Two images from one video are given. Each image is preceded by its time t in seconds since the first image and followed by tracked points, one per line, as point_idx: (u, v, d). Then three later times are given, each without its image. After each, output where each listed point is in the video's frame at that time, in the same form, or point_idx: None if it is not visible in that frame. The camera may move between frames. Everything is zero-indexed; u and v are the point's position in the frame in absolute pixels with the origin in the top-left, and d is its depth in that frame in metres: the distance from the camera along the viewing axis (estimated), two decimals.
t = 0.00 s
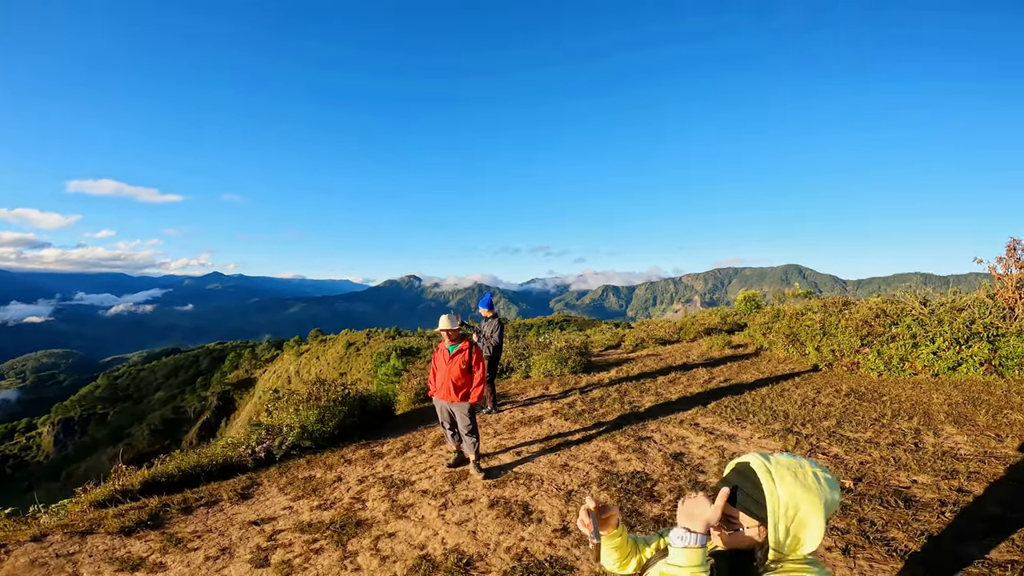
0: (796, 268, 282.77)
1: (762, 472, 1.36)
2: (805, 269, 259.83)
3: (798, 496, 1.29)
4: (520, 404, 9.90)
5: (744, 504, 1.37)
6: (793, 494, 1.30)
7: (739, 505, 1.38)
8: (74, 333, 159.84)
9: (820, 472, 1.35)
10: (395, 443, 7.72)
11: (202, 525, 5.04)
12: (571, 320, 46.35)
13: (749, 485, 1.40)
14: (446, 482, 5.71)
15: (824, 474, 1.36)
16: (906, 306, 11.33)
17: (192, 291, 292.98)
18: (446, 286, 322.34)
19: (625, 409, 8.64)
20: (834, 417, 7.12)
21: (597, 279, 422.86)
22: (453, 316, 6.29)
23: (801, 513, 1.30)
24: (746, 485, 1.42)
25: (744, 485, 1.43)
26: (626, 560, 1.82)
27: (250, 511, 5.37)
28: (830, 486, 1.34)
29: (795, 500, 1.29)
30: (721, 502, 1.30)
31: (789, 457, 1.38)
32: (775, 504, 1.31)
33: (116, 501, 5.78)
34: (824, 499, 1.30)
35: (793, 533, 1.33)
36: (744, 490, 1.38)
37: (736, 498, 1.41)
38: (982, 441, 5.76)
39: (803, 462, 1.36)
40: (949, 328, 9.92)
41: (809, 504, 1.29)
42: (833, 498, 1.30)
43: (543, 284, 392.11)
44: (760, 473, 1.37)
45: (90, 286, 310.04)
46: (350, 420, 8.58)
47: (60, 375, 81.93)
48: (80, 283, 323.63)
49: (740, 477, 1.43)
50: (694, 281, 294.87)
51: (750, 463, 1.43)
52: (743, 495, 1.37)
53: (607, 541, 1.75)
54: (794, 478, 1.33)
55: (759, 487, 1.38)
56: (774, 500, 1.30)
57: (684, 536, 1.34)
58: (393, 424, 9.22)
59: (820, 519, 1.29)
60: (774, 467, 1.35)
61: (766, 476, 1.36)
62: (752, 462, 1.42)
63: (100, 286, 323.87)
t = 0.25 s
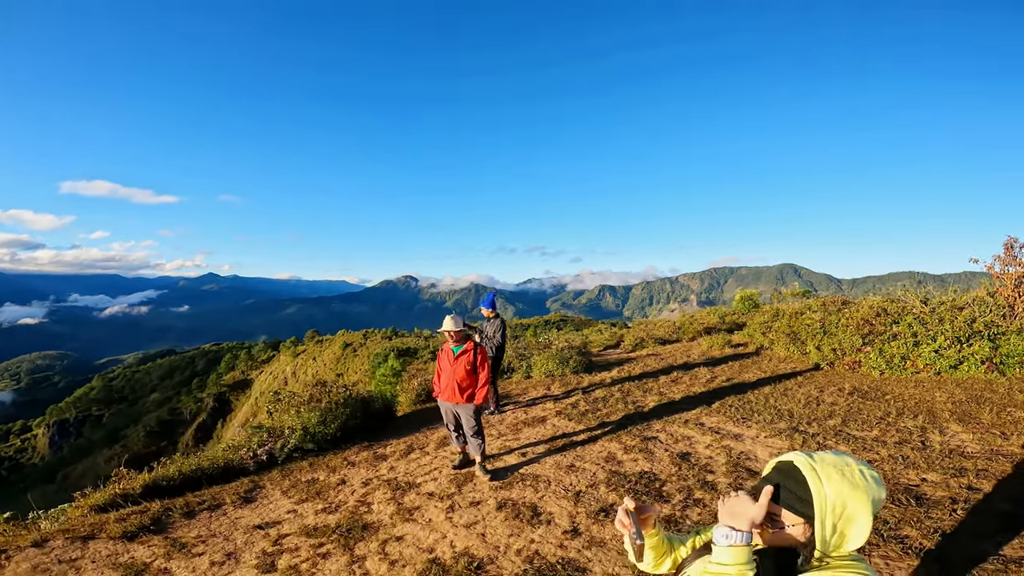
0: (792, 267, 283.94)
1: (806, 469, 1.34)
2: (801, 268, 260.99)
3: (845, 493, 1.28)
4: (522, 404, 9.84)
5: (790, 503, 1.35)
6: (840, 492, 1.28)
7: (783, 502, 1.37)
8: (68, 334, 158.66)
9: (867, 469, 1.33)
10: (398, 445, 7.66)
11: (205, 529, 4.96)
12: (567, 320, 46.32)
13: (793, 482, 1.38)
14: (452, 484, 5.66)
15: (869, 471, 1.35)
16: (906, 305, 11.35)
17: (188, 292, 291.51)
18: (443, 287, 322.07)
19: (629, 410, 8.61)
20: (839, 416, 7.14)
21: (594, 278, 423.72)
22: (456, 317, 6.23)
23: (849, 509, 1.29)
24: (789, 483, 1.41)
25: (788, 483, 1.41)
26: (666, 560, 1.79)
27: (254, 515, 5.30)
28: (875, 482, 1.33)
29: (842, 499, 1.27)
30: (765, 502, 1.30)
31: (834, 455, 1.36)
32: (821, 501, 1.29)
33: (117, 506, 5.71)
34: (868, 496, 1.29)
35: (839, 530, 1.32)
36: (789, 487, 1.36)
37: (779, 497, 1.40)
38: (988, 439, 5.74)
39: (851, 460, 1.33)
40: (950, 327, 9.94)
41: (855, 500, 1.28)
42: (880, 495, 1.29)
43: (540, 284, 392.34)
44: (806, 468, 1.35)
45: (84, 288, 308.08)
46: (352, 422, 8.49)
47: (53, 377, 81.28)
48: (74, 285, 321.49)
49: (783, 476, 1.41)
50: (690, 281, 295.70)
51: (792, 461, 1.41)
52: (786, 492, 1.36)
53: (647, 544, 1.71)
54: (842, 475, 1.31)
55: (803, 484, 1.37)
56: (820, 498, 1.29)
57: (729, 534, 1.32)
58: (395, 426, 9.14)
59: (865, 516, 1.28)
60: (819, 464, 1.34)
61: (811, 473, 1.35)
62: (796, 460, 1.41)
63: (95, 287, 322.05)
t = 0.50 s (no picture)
0: (785, 266, 285.96)
1: (863, 467, 1.32)
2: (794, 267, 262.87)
3: (902, 491, 1.26)
4: (523, 405, 9.78)
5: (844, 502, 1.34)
6: (899, 489, 1.26)
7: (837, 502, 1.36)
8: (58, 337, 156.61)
9: (924, 466, 1.30)
10: (400, 447, 7.58)
11: (207, 535, 4.86)
12: (562, 320, 46.26)
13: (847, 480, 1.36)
14: (457, 487, 5.59)
15: (927, 469, 1.32)
16: (906, 304, 11.44)
17: (180, 294, 288.88)
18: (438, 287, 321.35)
19: (632, 409, 8.59)
20: (843, 414, 7.20)
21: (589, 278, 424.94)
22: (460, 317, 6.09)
23: (906, 505, 1.27)
24: (844, 483, 1.38)
25: (842, 481, 1.40)
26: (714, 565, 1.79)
27: (256, 521, 5.20)
28: (935, 480, 1.30)
29: (900, 496, 1.25)
30: (823, 502, 1.31)
31: (890, 452, 1.33)
32: (879, 499, 1.27)
33: (115, 512, 5.59)
34: (928, 492, 1.26)
35: (895, 528, 1.30)
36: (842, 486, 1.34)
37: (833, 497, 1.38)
38: (993, 436, 5.74)
39: (908, 456, 1.31)
40: (950, 325, 10.01)
41: (912, 496, 1.26)
42: (939, 492, 1.26)
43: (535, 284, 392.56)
44: (860, 467, 1.33)
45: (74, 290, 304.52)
46: (353, 424, 8.40)
47: (43, 380, 80.16)
48: (64, 286, 317.79)
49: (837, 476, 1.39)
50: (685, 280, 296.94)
51: (846, 459, 1.39)
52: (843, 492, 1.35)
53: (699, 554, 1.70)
54: (897, 472, 1.29)
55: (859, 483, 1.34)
56: (877, 496, 1.27)
57: (788, 534, 1.32)
58: (396, 427, 9.05)
59: (924, 511, 1.26)
60: (875, 463, 1.31)
61: (867, 471, 1.32)
62: (850, 458, 1.39)
63: (85, 288, 318.26)
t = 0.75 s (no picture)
0: (776, 266, 288.74)
1: (911, 475, 1.34)
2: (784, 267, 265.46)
3: (951, 496, 1.29)
4: (521, 406, 9.72)
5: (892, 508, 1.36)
6: (948, 495, 1.29)
7: (884, 507, 1.38)
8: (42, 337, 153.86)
9: (969, 473, 1.34)
10: (399, 450, 7.49)
11: (204, 543, 4.75)
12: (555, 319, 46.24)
13: (892, 488, 1.38)
14: (459, 491, 5.53)
15: (970, 476, 1.35)
16: (901, 304, 11.65)
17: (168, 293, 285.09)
18: (431, 287, 320.32)
19: (631, 410, 8.57)
20: (842, 414, 7.28)
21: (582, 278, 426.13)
22: (460, 318, 5.87)
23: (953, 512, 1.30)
24: (889, 489, 1.40)
25: (886, 488, 1.41)
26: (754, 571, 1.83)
27: (254, 527, 5.10)
28: (981, 487, 1.33)
29: (948, 501, 1.28)
30: (869, 509, 1.36)
31: (936, 461, 1.37)
32: (927, 505, 1.29)
33: (108, 518, 5.45)
34: (974, 500, 1.30)
35: (940, 533, 1.34)
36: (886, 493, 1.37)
37: (877, 503, 1.41)
38: (992, 435, 5.79)
39: (953, 465, 1.35)
40: (944, 325, 10.13)
41: (961, 504, 1.29)
42: (985, 498, 1.29)
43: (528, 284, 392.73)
44: (908, 475, 1.35)
45: (59, 289, 299.43)
46: (350, 426, 8.27)
47: (27, 381, 78.74)
48: (48, 286, 312.17)
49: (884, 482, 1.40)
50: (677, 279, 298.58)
51: (891, 466, 1.40)
52: (888, 499, 1.36)
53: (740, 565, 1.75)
54: (944, 480, 1.32)
55: (906, 490, 1.36)
56: (926, 503, 1.29)
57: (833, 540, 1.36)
58: (393, 430, 8.95)
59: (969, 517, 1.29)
60: (922, 471, 1.34)
61: (915, 479, 1.35)
62: (895, 466, 1.41)
63: (70, 288, 313.00)
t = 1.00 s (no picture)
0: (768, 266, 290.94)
1: (947, 478, 1.31)
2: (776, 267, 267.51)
3: (987, 501, 1.26)
4: (519, 407, 9.65)
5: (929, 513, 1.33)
6: (984, 499, 1.25)
7: (919, 512, 1.35)
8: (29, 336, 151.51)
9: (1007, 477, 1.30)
10: (396, 452, 7.41)
11: (201, 548, 4.65)
12: (549, 318, 46.25)
13: (928, 493, 1.35)
14: (459, 494, 5.49)
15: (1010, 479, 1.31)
16: (897, 304, 11.83)
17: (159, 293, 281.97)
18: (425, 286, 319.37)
19: (631, 411, 8.56)
20: (841, 414, 7.30)
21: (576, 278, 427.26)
22: (461, 319, 5.78)
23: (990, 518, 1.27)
24: (926, 493, 1.36)
25: (923, 492, 1.37)
26: None
27: (251, 531, 5.00)
28: (1019, 492, 1.29)
29: (985, 506, 1.24)
30: (907, 514, 1.36)
31: (975, 465, 1.32)
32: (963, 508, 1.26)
33: (100, 523, 5.33)
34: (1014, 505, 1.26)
35: (974, 537, 1.30)
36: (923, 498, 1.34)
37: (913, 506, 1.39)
38: (990, 435, 5.84)
39: (990, 469, 1.30)
40: (939, 326, 10.26)
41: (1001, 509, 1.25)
42: None
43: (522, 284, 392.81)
44: (943, 478, 1.32)
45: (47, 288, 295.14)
46: (347, 428, 8.15)
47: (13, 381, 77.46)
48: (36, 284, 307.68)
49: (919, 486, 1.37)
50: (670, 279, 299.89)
51: (928, 470, 1.37)
52: (924, 502, 1.34)
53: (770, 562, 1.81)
54: (981, 484, 1.28)
55: (943, 494, 1.33)
56: (965, 506, 1.25)
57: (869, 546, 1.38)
58: (390, 431, 8.85)
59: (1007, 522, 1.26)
60: (958, 475, 1.30)
61: (952, 482, 1.31)
62: (931, 470, 1.37)
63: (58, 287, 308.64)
